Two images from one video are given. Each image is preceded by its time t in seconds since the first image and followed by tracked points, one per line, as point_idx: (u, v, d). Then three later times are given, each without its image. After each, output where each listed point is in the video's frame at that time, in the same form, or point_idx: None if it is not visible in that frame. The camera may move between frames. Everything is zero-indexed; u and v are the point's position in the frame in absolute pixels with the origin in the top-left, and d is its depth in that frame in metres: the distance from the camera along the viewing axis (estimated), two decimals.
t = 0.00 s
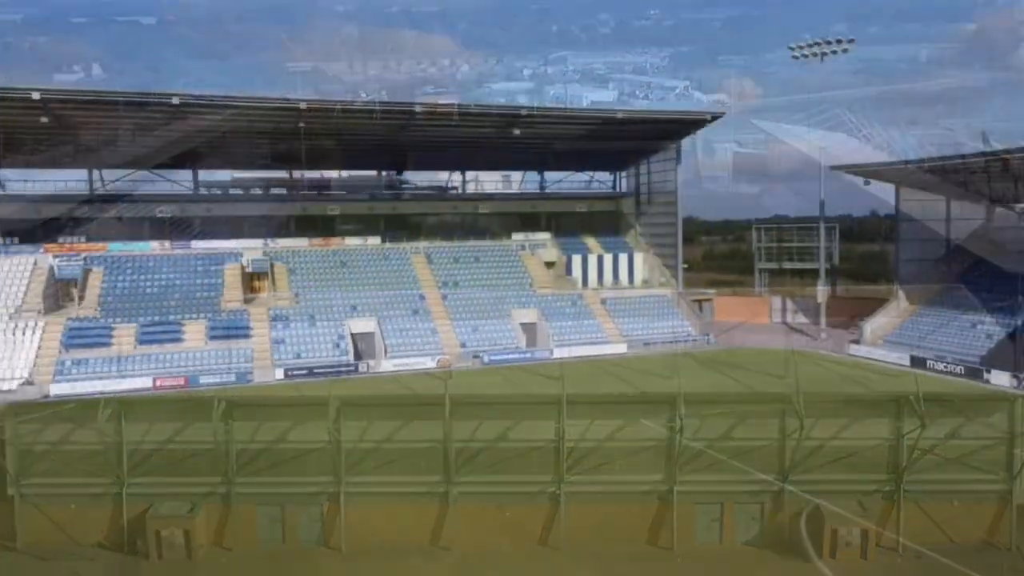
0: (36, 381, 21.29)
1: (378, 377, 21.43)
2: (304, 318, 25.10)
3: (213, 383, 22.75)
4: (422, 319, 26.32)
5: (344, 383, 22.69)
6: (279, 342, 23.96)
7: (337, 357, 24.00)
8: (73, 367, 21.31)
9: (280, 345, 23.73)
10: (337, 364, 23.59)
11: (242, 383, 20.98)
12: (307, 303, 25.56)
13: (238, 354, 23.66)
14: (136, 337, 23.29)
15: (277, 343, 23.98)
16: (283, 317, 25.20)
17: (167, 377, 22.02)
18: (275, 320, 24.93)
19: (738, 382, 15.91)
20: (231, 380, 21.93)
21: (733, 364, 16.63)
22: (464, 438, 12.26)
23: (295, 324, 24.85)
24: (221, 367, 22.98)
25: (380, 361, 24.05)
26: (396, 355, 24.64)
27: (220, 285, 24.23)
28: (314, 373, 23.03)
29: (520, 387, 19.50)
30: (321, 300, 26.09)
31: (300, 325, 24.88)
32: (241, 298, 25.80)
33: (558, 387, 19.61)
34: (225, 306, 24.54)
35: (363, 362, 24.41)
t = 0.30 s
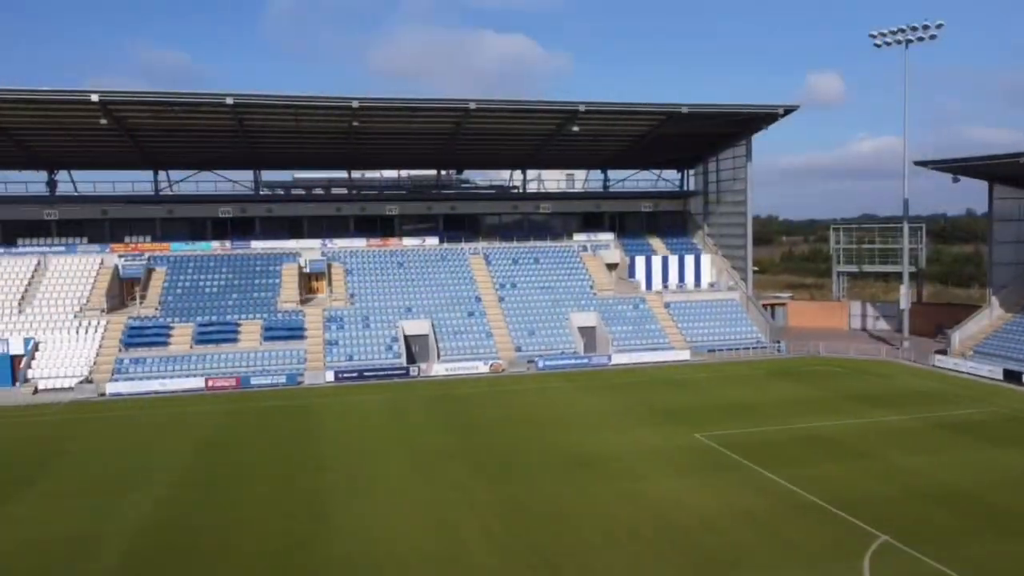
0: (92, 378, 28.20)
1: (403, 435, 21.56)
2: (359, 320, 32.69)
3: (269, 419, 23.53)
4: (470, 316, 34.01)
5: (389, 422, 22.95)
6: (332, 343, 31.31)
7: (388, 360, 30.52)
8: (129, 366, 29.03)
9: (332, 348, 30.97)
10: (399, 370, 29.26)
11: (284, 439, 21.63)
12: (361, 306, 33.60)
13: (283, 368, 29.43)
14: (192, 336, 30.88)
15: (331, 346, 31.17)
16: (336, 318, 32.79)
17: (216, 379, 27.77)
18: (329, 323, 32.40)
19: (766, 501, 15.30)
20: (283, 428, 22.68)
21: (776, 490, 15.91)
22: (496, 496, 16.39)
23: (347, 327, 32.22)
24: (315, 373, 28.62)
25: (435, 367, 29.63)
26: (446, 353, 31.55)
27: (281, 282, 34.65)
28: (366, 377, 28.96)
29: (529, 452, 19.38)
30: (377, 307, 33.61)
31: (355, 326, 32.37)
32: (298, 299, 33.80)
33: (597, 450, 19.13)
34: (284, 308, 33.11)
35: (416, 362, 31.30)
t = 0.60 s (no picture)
0: (153, 376, 28.54)
1: (450, 444, 20.50)
2: (419, 322, 32.00)
3: (318, 424, 22.94)
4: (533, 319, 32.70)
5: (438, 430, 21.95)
6: (391, 345, 30.68)
7: (445, 364, 29.67)
8: (190, 365, 29.19)
9: (390, 351, 30.34)
10: (454, 375, 28.35)
11: (330, 443, 20.93)
12: (422, 308, 32.88)
13: (339, 370, 28.95)
14: (253, 336, 30.85)
15: (389, 348, 30.55)
16: (396, 320, 32.19)
17: (272, 380, 27.52)
18: (389, 325, 31.82)
19: (838, 541, 13.39)
20: (331, 432, 22.03)
21: (852, 526, 13.97)
22: (533, 516, 15.12)
23: (406, 330, 31.57)
24: (369, 376, 28.01)
25: (492, 372, 28.57)
26: (506, 359, 30.30)
27: (343, 283, 34.35)
28: (422, 381, 28.20)
29: (579, 469, 17.96)
30: (438, 310, 32.81)
31: (414, 328, 31.68)
32: (359, 300, 33.39)
33: (651, 470, 17.61)
34: (344, 309, 32.73)
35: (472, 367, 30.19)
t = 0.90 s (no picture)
0: (200, 375, 28.56)
1: (485, 456, 19.31)
2: (467, 324, 31.15)
3: (356, 428, 22.14)
4: (585, 322, 31.34)
5: (474, 441, 20.85)
6: (436, 348, 29.93)
7: (491, 368, 28.73)
8: (237, 365, 29.08)
9: (435, 354, 29.59)
10: (500, 379, 27.41)
11: (362, 449, 20.05)
12: (470, 309, 32.03)
13: (383, 373, 28.36)
14: (299, 337, 30.58)
15: (435, 350, 29.81)
16: (443, 320, 31.48)
17: (316, 381, 27.13)
18: (436, 327, 31.09)
19: None
20: (366, 438, 21.14)
21: (915, 565, 12.34)
22: (561, 541, 13.81)
23: (453, 332, 30.75)
24: (414, 380, 27.30)
25: (539, 377, 27.51)
26: (553, 362, 29.17)
27: (392, 283, 33.84)
28: (466, 386, 27.34)
29: (619, 488, 16.52)
30: (487, 311, 31.89)
31: (462, 330, 30.85)
32: (408, 300, 32.80)
33: (690, 487, 16.41)
34: (392, 310, 32.17)
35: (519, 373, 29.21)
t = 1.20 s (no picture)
0: (243, 375, 28.41)
1: (512, 473, 18.26)
2: (512, 326, 30.17)
3: (386, 438, 21.42)
4: (636, 325, 29.95)
5: (506, 453, 19.85)
6: (480, 350, 29.05)
7: (536, 372, 27.69)
8: (279, 365, 28.83)
9: (478, 356, 28.72)
10: (543, 385, 26.33)
11: (386, 462, 19.24)
12: (516, 311, 31.03)
13: (423, 376, 27.68)
14: (342, 338, 30.15)
15: (478, 353, 28.94)
16: (488, 322, 30.58)
17: (355, 383, 26.61)
18: (480, 328, 30.21)
19: None
20: (392, 450, 20.37)
21: None
22: (580, 562, 12.87)
23: (497, 334, 29.81)
24: (454, 384, 26.49)
25: (584, 383, 26.34)
26: (601, 367, 27.96)
27: (438, 283, 33.17)
28: (508, 391, 26.38)
29: (652, 511, 15.23)
30: (533, 313, 30.85)
31: (507, 332, 29.87)
32: (453, 301, 32.04)
33: (728, 508, 15.21)
34: (436, 311, 31.47)
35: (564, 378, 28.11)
